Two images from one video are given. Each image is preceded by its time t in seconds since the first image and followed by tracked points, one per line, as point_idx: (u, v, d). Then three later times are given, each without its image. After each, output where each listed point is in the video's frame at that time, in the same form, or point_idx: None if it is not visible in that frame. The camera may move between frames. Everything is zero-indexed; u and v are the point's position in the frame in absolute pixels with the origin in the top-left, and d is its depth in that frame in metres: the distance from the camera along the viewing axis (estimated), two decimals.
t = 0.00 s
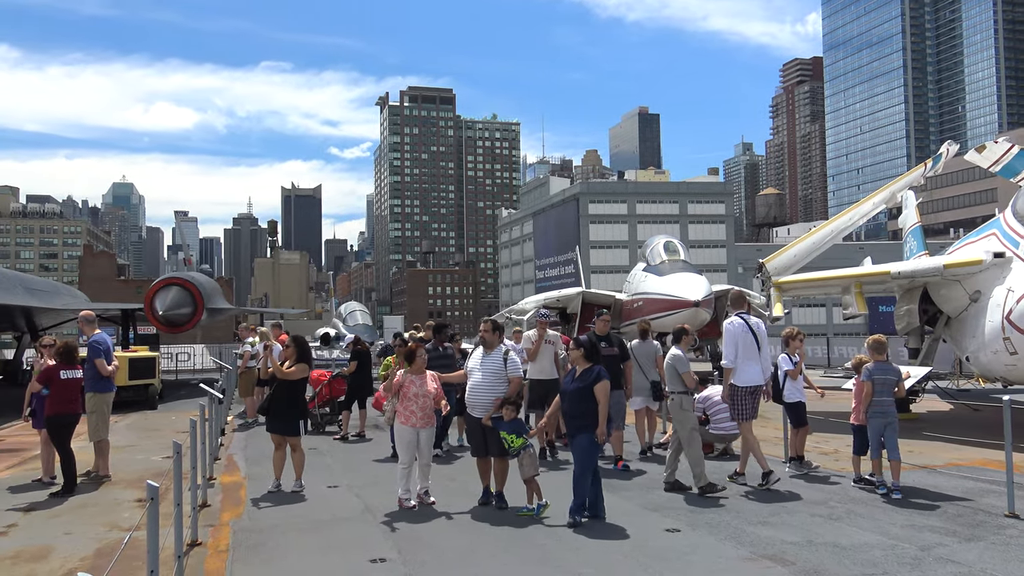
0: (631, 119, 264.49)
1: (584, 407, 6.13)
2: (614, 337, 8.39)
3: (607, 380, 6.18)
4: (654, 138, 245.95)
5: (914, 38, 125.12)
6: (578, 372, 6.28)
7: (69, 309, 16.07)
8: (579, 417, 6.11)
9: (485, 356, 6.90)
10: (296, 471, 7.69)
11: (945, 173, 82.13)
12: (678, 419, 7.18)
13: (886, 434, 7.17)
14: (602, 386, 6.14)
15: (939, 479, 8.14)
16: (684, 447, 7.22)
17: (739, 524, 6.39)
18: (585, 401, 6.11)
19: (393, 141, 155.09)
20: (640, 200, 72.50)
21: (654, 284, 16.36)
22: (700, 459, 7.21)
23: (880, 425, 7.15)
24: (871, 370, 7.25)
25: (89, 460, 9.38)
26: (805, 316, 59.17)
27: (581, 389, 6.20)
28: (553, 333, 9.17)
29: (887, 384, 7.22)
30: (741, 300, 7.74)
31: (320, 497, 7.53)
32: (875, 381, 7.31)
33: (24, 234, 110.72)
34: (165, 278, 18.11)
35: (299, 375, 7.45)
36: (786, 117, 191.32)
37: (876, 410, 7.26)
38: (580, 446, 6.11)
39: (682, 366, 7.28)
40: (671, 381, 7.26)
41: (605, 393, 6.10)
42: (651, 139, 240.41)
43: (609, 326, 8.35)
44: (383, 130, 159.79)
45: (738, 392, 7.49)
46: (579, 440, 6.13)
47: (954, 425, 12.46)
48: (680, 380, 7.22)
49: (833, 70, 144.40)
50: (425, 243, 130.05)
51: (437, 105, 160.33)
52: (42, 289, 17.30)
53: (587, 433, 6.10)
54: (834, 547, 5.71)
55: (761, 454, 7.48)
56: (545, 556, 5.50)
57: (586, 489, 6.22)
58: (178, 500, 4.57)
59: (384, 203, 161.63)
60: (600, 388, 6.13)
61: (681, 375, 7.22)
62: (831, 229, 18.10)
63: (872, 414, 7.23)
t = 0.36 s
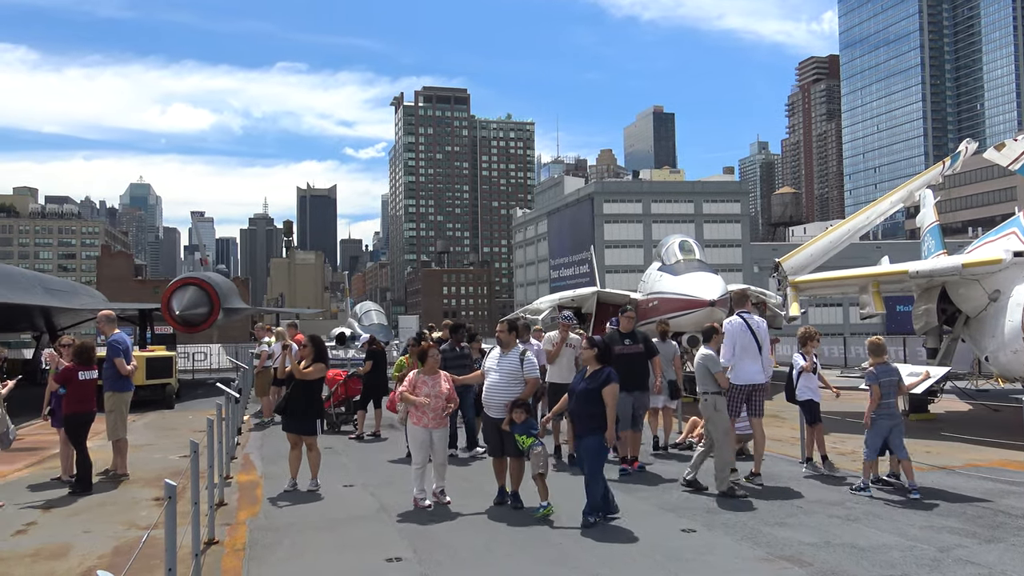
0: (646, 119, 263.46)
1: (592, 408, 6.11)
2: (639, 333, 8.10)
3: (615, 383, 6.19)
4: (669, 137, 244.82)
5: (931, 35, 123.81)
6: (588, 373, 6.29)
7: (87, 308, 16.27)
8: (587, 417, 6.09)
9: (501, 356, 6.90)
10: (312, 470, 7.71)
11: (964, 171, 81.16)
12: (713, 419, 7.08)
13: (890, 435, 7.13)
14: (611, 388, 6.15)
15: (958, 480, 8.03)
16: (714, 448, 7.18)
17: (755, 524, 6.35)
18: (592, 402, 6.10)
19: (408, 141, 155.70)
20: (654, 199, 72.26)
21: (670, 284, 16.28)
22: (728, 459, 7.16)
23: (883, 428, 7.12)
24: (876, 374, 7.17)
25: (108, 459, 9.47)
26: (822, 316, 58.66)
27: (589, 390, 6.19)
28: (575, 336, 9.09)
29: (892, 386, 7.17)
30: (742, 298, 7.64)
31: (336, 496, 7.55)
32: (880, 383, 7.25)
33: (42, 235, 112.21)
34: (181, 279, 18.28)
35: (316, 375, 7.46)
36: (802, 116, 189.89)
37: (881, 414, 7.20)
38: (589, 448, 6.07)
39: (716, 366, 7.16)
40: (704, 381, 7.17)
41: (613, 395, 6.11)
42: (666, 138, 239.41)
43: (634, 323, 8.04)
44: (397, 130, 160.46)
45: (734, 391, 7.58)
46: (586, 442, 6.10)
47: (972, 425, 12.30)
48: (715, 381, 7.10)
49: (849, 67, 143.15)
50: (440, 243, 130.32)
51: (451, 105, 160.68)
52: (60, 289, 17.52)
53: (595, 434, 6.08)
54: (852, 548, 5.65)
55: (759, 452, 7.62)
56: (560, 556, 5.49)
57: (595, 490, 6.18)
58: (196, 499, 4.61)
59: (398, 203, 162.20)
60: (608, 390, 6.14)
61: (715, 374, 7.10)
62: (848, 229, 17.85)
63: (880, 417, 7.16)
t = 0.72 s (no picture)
0: (662, 117, 262.39)
1: (604, 408, 6.10)
2: (656, 333, 7.78)
3: (628, 384, 6.11)
4: (685, 135, 243.87)
5: (950, 31, 122.46)
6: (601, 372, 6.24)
7: (105, 307, 16.46)
8: (597, 418, 6.11)
9: (518, 355, 6.86)
10: (329, 468, 7.75)
11: (984, 168, 80.19)
12: (739, 419, 7.06)
13: (880, 432, 7.35)
14: (624, 388, 6.07)
15: (978, 480, 7.91)
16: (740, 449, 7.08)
17: (773, 524, 6.30)
18: (605, 403, 6.09)
19: (423, 141, 156.18)
20: (670, 197, 71.98)
21: (686, 282, 16.20)
22: (747, 460, 7.08)
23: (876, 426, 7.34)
24: (866, 372, 7.40)
25: (127, 456, 9.58)
26: (839, 315, 58.17)
27: (603, 390, 6.15)
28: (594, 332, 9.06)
29: (882, 384, 7.38)
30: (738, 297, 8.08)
31: (353, 493, 7.61)
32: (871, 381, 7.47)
33: (62, 234, 113.75)
34: (199, 278, 18.43)
35: (334, 373, 7.50)
36: (819, 113, 188.35)
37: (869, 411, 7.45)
38: (600, 448, 6.08)
39: (745, 365, 7.01)
40: (732, 381, 7.07)
41: (625, 396, 6.04)
42: (682, 136, 238.34)
43: (652, 322, 7.76)
44: (412, 129, 161.04)
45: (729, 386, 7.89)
46: (598, 441, 6.09)
47: (993, 425, 12.14)
48: (742, 380, 7.01)
49: (867, 64, 141.80)
50: (455, 242, 130.62)
51: (467, 105, 161.06)
52: (79, 288, 17.74)
53: (607, 434, 6.06)
54: (871, 549, 5.58)
55: (764, 451, 7.64)
56: (574, 556, 5.47)
57: (606, 489, 6.18)
58: (213, 497, 4.64)
59: (414, 202, 162.74)
60: (621, 390, 6.07)
61: (744, 373, 6.98)
62: (865, 227, 17.51)
63: (874, 415, 7.38)
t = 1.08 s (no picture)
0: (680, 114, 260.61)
1: (621, 408, 6.07)
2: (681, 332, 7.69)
3: (646, 382, 6.13)
4: (703, 132, 242.09)
5: (972, 26, 120.55)
6: (612, 371, 6.17)
7: (126, 305, 16.67)
8: (614, 419, 6.07)
9: (532, 355, 6.80)
10: (348, 465, 7.79)
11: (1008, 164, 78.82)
12: (771, 420, 6.99)
13: (878, 427, 7.45)
14: (643, 386, 6.09)
15: (1004, 481, 7.75)
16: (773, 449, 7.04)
17: (792, 524, 6.23)
18: (622, 402, 6.06)
19: (440, 139, 156.43)
20: (688, 195, 71.53)
21: (704, 280, 16.08)
22: (772, 460, 7.05)
23: (874, 420, 7.45)
24: (865, 368, 7.56)
25: (149, 453, 9.69)
26: (859, 313, 57.48)
27: (622, 388, 6.11)
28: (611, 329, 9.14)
29: (877, 380, 7.61)
30: (746, 297, 8.10)
31: (372, 491, 7.62)
32: (866, 377, 7.67)
33: (84, 233, 115.20)
34: (219, 276, 18.59)
35: (353, 371, 7.53)
36: (838, 110, 186.19)
37: (866, 406, 7.60)
38: (618, 448, 6.05)
39: (777, 366, 7.06)
40: (765, 382, 7.06)
41: (645, 394, 6.07)
42: (700, 134, 236.73)
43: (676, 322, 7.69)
44: (430, 128, 161.35)
45: (738, 385, 7.88)
46: (615, 441, 6.07)
47: (1018, 425, 11.91)
48: (775, 382, 7.02)
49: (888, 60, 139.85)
50: (472, 241, 130.76)
51: (484, 103, 161.11)
52: (101, 287, 17.94)
53: (625, 433, 6.06)
54: (893, 549, 5.50)
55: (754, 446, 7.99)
56: (594, 554, 5.44)
57: (625, 489, 6.16)
58: (234, 493, 4.68)
59: (431, 200, 163.05)
60: (639, 389, 6.10)
61: (776, 375, 7.00)
62: (886, 224, 17.23)
63: (873, 411, 7.51)
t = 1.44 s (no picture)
0: (698, 112, 258.96)
1: (634, 407, 6.07)
2: (715, 331, 7.28)
3: (658, 379, 6.12)
4: (721, 130, 240.50)
5: (995, 21, 118.65)
6: (621, 369, 6.17)
7: (147, 305, 16.88)
8: (626, 418, 6.07)
9: (538, 354, 6.74)
10: (365, 464, 7.82)
11: None
12: (809, 419, 6.92)
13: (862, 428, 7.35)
14: (653, 386, 6.08)
15: None
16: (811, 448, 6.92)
17: (813, 523, 6.16)
18: (633, 400, 6.06)
19: (457, 138, 156.54)
20: (706, 193, 71.08)
21: (722, 278, 15.98)
22: (810, 459, 6.93)
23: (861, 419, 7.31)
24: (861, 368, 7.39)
25: (169, 452, 9.77)
26: (880, 311, 56.84)
27: (635, 385, 6.09)
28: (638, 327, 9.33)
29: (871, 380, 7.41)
30: (762, 296, 8.05)
31: (390, 489, 7.66)
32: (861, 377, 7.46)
33: (105, 234, 116.84)
34: (238, 276, 18.77)
35: (371, 370, 7.57)
36: (858, 106, 184.12)
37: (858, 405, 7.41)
38: (632, 445, 6.04)
39: (816, 363, 6.97)
40: (804, 381, 6.97)
41: (655, 392, 6.08)
42: (719, 131, 235.24)
43: (709, 319, 7.26)
44: (447, 127, 161.50)
45: (753, 382, 7.85)
46: (629, 440, 6.06)
47: None
48: (813, 379, 6.94)
49: (909, 56, 137.96)
50: (489, 239, 130.97)
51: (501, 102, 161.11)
52: (122, 287, 18.18)
53: (637, 432, 6.05)
54: (915, 549, 5.42)
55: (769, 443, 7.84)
56: (611, 553, 5.42)
57: (640, 487, 6.12)
58: (254, 492, 4.70)
59: (448, 199, 163.49)
60: (651, 387, 6.08)
61: (815, 373, 6.93)
62: (907, 221, 16.99)
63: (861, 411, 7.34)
